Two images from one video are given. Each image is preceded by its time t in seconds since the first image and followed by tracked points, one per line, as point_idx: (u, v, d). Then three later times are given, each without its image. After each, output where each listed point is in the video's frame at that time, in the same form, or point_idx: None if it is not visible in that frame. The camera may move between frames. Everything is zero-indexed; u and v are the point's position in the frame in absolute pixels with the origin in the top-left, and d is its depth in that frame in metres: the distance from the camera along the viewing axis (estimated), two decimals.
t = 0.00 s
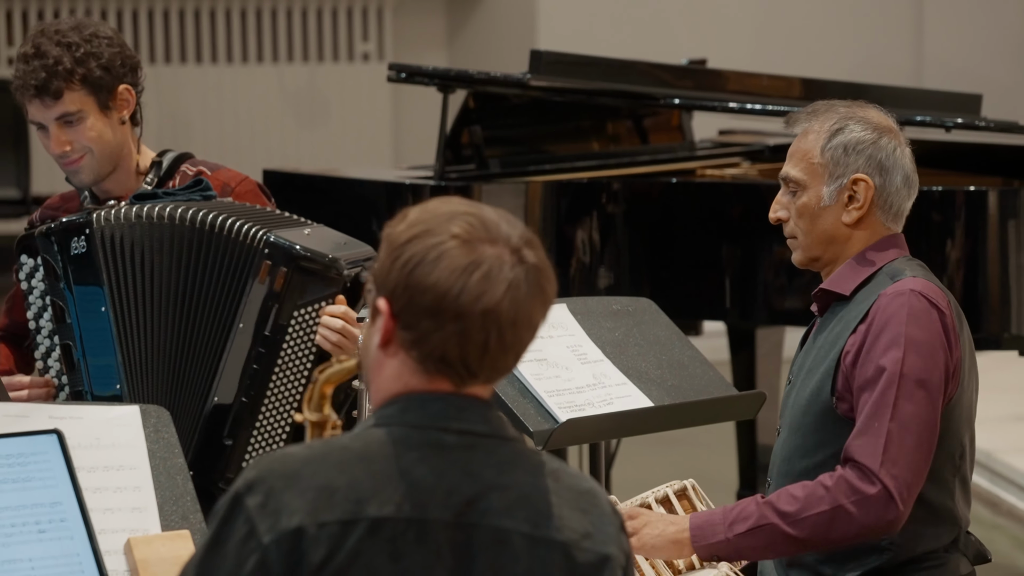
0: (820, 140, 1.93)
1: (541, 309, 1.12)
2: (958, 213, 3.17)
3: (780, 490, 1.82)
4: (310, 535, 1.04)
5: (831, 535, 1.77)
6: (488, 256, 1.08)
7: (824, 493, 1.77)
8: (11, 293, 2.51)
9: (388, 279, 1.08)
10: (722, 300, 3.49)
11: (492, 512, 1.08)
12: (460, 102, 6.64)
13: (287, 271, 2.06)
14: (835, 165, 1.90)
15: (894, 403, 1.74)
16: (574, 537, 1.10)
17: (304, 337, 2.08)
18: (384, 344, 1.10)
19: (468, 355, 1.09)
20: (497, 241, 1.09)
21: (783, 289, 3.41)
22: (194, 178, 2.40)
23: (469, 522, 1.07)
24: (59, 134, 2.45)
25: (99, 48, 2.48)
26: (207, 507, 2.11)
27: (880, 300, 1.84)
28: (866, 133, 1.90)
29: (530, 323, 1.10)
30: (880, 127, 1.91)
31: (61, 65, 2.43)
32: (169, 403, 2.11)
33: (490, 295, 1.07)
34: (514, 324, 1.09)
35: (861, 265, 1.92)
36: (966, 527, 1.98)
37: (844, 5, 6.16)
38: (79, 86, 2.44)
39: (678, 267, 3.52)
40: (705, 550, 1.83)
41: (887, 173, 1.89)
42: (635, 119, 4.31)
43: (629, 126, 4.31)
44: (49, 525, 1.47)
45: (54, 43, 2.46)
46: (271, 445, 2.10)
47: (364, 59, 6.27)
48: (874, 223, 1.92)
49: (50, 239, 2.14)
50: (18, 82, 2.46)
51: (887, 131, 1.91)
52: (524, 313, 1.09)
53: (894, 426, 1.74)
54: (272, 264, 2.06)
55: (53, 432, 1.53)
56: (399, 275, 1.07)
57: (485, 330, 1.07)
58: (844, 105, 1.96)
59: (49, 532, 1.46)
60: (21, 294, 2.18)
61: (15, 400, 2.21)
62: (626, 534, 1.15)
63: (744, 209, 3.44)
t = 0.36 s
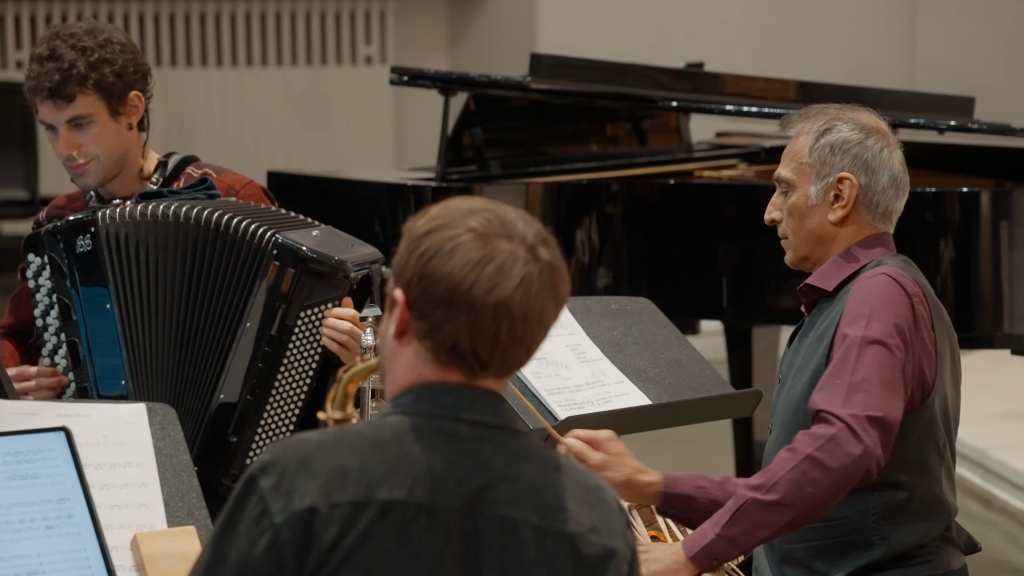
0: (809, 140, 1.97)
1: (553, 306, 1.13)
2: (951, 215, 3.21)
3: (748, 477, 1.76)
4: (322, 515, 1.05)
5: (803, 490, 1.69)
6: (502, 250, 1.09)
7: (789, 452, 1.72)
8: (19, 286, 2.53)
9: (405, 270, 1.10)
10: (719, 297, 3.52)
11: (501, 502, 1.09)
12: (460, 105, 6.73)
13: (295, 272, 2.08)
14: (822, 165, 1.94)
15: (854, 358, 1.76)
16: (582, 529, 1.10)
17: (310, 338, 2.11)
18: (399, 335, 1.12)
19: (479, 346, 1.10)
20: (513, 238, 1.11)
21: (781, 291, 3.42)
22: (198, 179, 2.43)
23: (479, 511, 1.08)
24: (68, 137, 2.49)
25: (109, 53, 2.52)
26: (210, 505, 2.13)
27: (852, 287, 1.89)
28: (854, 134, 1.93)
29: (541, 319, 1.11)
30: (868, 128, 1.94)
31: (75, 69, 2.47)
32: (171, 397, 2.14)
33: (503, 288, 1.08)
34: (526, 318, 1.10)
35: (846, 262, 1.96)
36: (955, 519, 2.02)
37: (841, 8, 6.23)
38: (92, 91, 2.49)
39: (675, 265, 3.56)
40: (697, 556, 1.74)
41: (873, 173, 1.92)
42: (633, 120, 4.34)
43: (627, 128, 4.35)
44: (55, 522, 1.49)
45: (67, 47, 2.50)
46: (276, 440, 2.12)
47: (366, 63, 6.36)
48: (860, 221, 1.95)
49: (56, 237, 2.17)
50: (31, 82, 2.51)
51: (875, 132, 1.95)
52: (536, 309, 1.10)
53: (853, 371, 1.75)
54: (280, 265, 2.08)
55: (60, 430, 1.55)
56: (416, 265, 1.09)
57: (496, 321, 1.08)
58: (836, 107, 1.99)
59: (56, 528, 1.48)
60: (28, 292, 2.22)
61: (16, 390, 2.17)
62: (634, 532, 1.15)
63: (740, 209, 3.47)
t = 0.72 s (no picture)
0: (802, 142, 2.01)
1: (559, 301, 1.15)
2: (944, 216, 3.25)
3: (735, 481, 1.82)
4: (331, 494, 1.06)
5: (782, 506, 1.76)
6: (509, 242, 1.11)
7: (772, 466, 1.77)
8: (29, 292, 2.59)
9: (415, 260, 1.12)
10: (717, 297, 3.55)
11: (506, 487, 1.10)
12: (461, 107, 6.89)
13: (311, 281, 2.12)
14: (816, 166, 1.98)
15: (843, 368, 1.82)
16: (584, 517, 1.12)
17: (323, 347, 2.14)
18: (407, 325, 1.14)
19: (486, 336, 1.11)
20: (521, 231, 1.13)
21: (777, 278, 3.46)
22: (205, 181, 2.47)
23: (485, 496, 1.10)
24: (105, 120, 2.55)
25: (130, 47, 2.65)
26: (219, 503, 2.19)
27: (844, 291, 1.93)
28: (846, 136, 1.98)
29: (547, 311, 1.13)
30: (860, 131, 1.99)
31: (113, 54, 2.58)
32: (181, 400, 2.17)
33: (509, 278, 1.10)
34: (531, 310, 1.11)
35: (838, 263, 2.01)
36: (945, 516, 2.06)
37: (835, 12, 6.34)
38: (127, 77, 2.59)
39: (675, 264, 3.60)
40: (676, 557, 1.78)
41: (865, 175, 1.96)
42: (632, 123, 4.42)
43: (626, 130, 4.43)
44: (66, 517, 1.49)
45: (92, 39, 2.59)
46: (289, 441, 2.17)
47: (371, 66, 6.63)
48: (852, 222, 2.00)
49: (64, 241, 2.21)
50: (62, 70, 2.56)
51: (867, 135, 1.99)
52: (541, 301, 1.12)
53: (839, 384, 1.81)
54: (296, 274, 2.11)
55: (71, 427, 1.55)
56: (426, 255, 1.11)
57: (502, 311, 1.10)
58: (829, 109, 2.04)
59: (66, 524, 1.49)
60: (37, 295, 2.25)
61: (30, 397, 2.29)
62: (632, 523, 1.17)
63: (737, 211, 3.50)
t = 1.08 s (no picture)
0: (793, 147, 2.05)
1: (555, 294, 1.17)
2: (938, 215, 3.29)
3: (763, 483, 1.93)
4: (332, 475, 1.09)
5: (805, 531, 1.89)
6: (505, 234, 1.14)
7: (799, 491, 1.88)
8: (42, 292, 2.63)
9: (414, 253, 1.15)
10: (715, 295, 3.60)
11: (503, 471, 1.13)
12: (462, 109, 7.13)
13: (331, 290, 2.16)
14: (806, 172, 2.03)
15: (861, 409, 1.85)
16: (580, 502, 1.15)
17: (337, 351, 2.19)
18: (407, 315, 1.17)
19: (481, 325, 1.14)
20: (517, 225, 1.16)
21: (775, 275, 3.50)
22: (213, 183, 2.52)
23: (482, 479, 1.13)
24: (109, 116, 2.60)
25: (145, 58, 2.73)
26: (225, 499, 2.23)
27: (848, 304, 1.95)
28: (835, 141, 2.02)
29: (541, 302, 1.15)
30: (849, 135, 2.03)
31: (124, 58, 2.66)
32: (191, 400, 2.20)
33: (504, 268, 1.13)
34: (525, 300, 1.14)
35: (832, 269, 2.04)
36: (940, 514, 2.09)
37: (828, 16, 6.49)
38: (135, 80, 2.66)
39: (674, 263, 3.65)
40: (695, 531, 1.95)
41: (854, 178, 2.00)
42: (632, 125, 4.45)
43: (626, 133, 4.46)
44: (76, 513, 1.55)
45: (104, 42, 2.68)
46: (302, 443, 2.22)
47: (375, 70, 7.03)
48: (842, 226, 2.04)
49: (76, 241, 2.26)
50: (71, 67, 2.62)
51: (855, 139, 2.03)
52: (535, 291, 1.14)
53: (860, 429, 1.84)
54: (317, 283, 2.16)
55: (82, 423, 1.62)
56: (425, 247, 1.14)
57: (497, 300, 1.13)
58: (817, 115, 2.08)
59: (77, 518, 1.55)
60: (50, 293, 2.31)
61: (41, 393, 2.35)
62: (629, 510, 1.20)
63: (735, 211, 3.54)
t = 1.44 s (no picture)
0: (814, 144, 2.08)
1: (541, 280, 1.21)
2: (935, 215, 3.34)
3: (755, 495, 1.95)
4: (325, 457, 1.13)
5: (799, 534, 1.92)
6: (490, 223, 1.18)
7: (791, 498, 1.92)
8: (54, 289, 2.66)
9: (402, 244, 1.20)
10: (717, 297, 3.64)
11: (493, 455, 1.17)
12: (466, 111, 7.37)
13: (351, 292, 2.18)
14: (826, 168, 2.05)
15: (861, 408, 1.89)
16: (569, 484, 1.18)
17: (354, 352, 2.23)
18: (397, 306, 1.21)
19: (470, 311, 1.18)
20: (501, 214, 1.20)
21: (775, 270, 3.53)
22: (224, 182, 2.56)
23: (473, 461, 1.16)
24: (135, 106, 2.66)
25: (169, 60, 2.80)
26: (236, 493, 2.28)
27: (858, 301, 1.97)
28: (856, 139, 2.04)
29: (527, 287, 1.19)
30: (870, 133, 2.05)
31: (152, 53, 2.73)
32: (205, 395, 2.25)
33: (489, 253, 1.17)
34: (511, 284, 1.18)
35: (848, 265, 2.05)
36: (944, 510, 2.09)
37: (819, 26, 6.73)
38: (160, 76, 2.72)
39: (674, 262, 3.69)
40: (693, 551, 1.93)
41: (873, 176, 2.03)
42: (635, 127, 4.49)
43: (629, 134, 4.51)
44: (87, 507, 1.60)
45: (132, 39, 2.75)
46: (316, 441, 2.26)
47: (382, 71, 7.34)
48: (860, 224, 2.05)
49: (88, 237, 2.31)
50: (98, 59, 2.69)
51: (876, 137, 2.06)
52: (521, 275, 1.18)
53: (859, 431, 1.88)
54: (336, 286, 2.17)
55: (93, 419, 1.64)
56: (413, 237, 1.19)
57: (484, 285, 1.17)
58: (840, 112, 2.10)
59: (88, 512, 1.59)
60: (61, 290, 2.35)
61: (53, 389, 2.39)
62: (619, 492, 1.22)
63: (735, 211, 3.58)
